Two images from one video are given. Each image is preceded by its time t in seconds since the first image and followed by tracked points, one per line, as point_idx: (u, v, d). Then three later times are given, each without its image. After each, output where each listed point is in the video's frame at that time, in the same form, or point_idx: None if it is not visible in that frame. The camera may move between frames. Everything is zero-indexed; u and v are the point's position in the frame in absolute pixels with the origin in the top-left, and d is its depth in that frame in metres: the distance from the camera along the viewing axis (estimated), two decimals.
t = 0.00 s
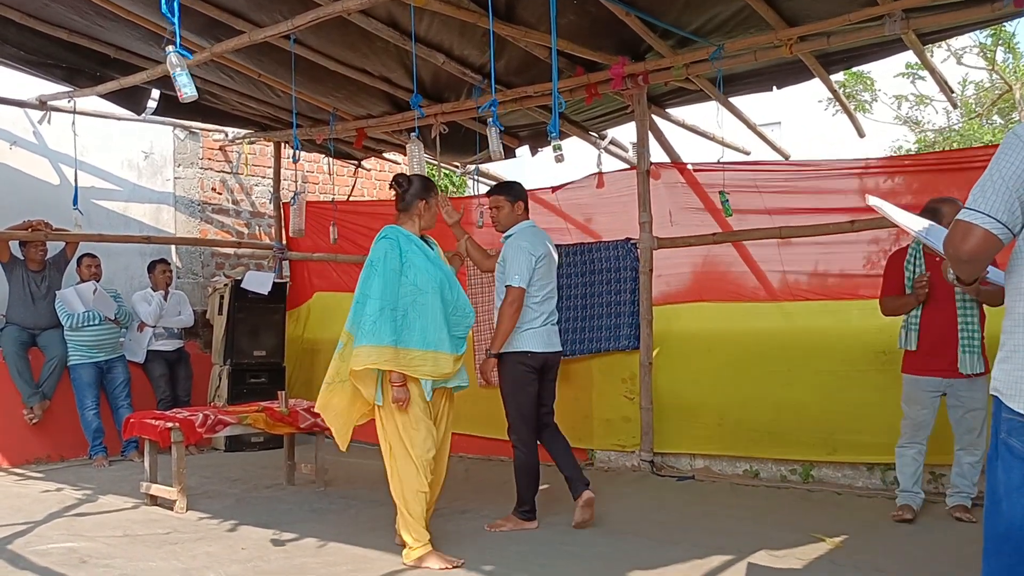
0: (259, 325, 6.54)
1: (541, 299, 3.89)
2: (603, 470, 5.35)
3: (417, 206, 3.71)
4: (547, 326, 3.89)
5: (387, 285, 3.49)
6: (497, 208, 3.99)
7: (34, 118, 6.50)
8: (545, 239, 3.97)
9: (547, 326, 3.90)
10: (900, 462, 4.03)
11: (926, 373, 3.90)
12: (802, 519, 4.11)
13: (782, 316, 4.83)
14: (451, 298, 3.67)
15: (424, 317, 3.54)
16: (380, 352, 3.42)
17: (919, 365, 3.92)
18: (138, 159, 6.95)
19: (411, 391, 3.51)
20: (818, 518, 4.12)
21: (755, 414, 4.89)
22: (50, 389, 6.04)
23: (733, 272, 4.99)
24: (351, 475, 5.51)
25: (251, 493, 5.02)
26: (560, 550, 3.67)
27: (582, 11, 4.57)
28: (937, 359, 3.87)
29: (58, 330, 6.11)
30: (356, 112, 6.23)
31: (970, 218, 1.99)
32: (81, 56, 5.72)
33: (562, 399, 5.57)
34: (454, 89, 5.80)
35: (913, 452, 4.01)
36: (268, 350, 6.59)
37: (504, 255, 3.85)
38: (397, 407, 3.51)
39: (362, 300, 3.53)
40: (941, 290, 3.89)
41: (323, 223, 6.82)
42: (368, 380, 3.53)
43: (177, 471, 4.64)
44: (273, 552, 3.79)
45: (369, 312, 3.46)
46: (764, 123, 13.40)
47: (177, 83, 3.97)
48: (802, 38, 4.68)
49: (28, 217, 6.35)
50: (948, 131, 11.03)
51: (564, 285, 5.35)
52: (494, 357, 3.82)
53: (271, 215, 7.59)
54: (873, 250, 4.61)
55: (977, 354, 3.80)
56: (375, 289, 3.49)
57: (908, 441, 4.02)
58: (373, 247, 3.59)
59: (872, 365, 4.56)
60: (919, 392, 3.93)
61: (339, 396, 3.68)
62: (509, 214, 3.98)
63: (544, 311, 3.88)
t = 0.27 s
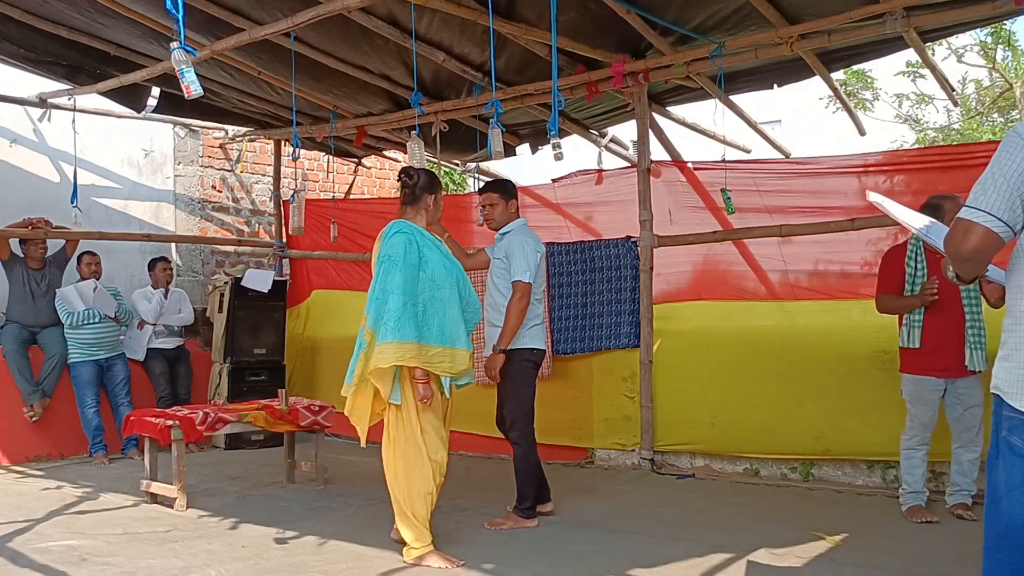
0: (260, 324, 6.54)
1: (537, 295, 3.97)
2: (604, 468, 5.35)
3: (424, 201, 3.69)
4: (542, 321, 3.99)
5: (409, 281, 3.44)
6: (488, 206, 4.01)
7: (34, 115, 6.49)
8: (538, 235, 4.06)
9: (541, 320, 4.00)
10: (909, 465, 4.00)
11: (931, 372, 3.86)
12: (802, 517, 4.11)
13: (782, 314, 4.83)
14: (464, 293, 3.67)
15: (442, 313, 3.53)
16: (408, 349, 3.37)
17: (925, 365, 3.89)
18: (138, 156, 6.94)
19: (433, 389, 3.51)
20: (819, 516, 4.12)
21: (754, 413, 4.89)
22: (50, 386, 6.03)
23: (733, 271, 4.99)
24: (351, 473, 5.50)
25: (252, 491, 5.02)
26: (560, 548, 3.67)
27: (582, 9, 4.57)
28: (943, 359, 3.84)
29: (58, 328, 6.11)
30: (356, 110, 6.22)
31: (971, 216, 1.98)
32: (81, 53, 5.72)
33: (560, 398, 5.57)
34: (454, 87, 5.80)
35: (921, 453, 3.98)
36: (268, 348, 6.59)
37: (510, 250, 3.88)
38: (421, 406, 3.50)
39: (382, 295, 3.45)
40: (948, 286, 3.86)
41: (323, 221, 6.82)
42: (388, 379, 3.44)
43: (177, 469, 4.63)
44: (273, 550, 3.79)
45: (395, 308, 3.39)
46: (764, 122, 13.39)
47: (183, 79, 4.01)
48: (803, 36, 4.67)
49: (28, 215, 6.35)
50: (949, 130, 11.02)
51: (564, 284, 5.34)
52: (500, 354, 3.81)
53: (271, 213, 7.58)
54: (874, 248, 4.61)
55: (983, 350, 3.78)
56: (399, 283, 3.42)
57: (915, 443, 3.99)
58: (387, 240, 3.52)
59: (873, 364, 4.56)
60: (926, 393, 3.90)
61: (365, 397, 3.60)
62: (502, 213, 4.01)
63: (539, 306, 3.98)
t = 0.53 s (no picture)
0: (260, 321, 6.54)
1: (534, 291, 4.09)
2: (604, 466, 5.36)
3: (434, 198, 3.69)
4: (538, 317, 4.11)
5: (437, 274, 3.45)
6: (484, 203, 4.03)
7: (35, 113, 6.49)
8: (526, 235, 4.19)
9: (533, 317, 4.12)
10: (908, 464, 3.98)
11: (929, 370, 3.83)
12: (803, 515, 4.11)
13: (782, 312, 4.83)
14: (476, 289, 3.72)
15: (461, 309, 3.58)
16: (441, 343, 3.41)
17: (925, 362, 3.84)
18: (139, 154, 6.94)
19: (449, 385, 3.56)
20: (819, 514, 4.12)
21: (754, 411, 4.89)
22: (51, 384, 6.03)
23: (733, 268, 4.99)
24: (352, 471, 5.51)
25: (252, 488, 5.02)
26: (560, 545, 3.67)
27: (583, 6, 4.56)
28: (942, 358, 3.83)
29: (59, 325, 6.11)
30: (356, 108, 6.22)
31: (974, 216, 1.98)
32: (81, 50, 5.71)
33: (561, 395, 5.57)
34: (455, 85, 5.79)
35: (919, 452, 3.96)
36: (268, 345, 6.59)
37: (522, 247, 3.97)
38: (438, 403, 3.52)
39: (410, 289, 3.43)
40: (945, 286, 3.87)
41: (323, 218, 6.82)
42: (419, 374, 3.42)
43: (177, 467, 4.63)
44: (272, 547, 3.79)
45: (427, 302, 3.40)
46: (765, 120, 13.38)
47: (184, 73, 4.04)
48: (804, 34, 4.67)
49: (29, 213, 6.35)
50: (949, 127, 11.01)
51: (563, 282, 5.44)
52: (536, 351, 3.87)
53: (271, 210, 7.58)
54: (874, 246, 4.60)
55: (981, 345, 3.81)
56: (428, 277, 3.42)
57: (913, 442, 3.97)
58: (408, 234, 3.51)
59: (872, 362, 4.56)
60: (924, 391, 3.88)
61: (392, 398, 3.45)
62: (497, 210, 4.05)
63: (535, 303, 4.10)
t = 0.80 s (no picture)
0: (260, 319, 6.54)
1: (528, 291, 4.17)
2: (604, 464, 5.36)
3: (443, 196, 3.70)
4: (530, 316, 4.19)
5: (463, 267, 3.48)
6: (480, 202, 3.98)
7: (35, 110, 6.49)
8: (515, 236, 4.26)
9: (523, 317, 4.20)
10: (907, 462, 3.97)
11: (928, 368, 3.83)
12: (803, 512, 4.11)
13: (783, 310, 4.83)
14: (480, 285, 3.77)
15: (480, 304, 3.66)
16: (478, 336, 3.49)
17: (928, 360, 3.83)
18: (139, 151, 6.94)
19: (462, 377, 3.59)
20: (819, 511, 4.12)
21: (753, 408, 4.89)
22: (51, 381, 6.04)
23: (734, 266, 4.99)
24: (352, 469, 5.51)
25: (253, 486, 5.03)
26: (560, 543, 3.67)
27: (583, 4, 4.56)
28: (942, 356, 3.83)
29: (60, 323, 6.12)
30: (357, 105, 6.22)
31: (976, 216, 1.99)
32: (82, 48, 5.71)
33: (561, 394, 5.57)
34: (455, 83, 5.79)
35: (918, 451, 3.95)
36: (268, 343, 6.58)
37: (528, 245, 4.06)
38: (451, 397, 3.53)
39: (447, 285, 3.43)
40: (942, 286, 3.87)
41: (324, 217, 6.82)
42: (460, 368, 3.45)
43: (178, 464, 4.64)
44: (272, 545, 3.79)
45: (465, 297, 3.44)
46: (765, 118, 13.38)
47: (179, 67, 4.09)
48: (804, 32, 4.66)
49: (29, 211, 6.36)
50: (949, 125, 11.01)
51: (564, 280, 5.44)
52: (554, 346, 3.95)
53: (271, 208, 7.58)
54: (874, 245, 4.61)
55: (978, 342, 3.89)
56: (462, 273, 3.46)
57: (912, 441, 3.95)
58: (434, 230, 3.50)
59: (872, 361, 4.56)
60: (923, 389, 3.86)
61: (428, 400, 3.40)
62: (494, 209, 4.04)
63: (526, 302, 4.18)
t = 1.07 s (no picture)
0: (260, 317, 6.52)
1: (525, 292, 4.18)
2: (605, 463, 5.34)
3: (451, 194, 3.65)
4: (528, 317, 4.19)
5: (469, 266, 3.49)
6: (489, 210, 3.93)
7: (34, 108, 6.48)
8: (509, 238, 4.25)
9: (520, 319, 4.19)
10: (909, 462, 3.94)
11: (931, 368, 3.82)
12: (804, 512, 4.10)
13: (784, 308, 4.81)
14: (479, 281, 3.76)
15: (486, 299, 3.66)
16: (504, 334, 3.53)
17: (933, 361, 3.82)
18: (138, 149, 6.92)
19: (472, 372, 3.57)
20: (820, 511, 4.11)
21: (753, 406, 4.87)
22: (50, 380, 6.02)
23: (734, 265, 4.97)
24: (352, 467, 5.50)
25: (252, 485, 5.02)
26: (561, 543, 3.66)
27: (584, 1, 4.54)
28: (946, 357, 3.83)
29: (59, 321, 6.10)
30: (356, 103, 6.20)
31: (978, 216, 1.97)
32: (81, 45, 5.69)
33: (561, 392, 5.56)
34: (455, 80, 5.77)
35: (920, 451, 3.92)
36: (268, 342, 6.57)
37: (530, 245, 4.08)
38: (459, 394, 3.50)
39: (455, 283, 3.42)
40: (949, 295, 3.85)
41: (323, 215, 6.80)
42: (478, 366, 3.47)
43: (177, 463, 4.63)
44: (272, 544, 3.78)
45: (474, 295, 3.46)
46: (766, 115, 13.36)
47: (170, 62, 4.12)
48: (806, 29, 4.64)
49: (28, 209, 6.34)
50: (951, 123, 10.99)
51: (565, 278, 5.43)
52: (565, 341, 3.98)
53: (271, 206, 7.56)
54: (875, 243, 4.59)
55: (978, 341, 3.86)
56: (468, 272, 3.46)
57: (914, 441, 3.93)
58: (436, 227, 3.47)
59: (873, 361, 4.54)
60: (925, 389, 3.85)
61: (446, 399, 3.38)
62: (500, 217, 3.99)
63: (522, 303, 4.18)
